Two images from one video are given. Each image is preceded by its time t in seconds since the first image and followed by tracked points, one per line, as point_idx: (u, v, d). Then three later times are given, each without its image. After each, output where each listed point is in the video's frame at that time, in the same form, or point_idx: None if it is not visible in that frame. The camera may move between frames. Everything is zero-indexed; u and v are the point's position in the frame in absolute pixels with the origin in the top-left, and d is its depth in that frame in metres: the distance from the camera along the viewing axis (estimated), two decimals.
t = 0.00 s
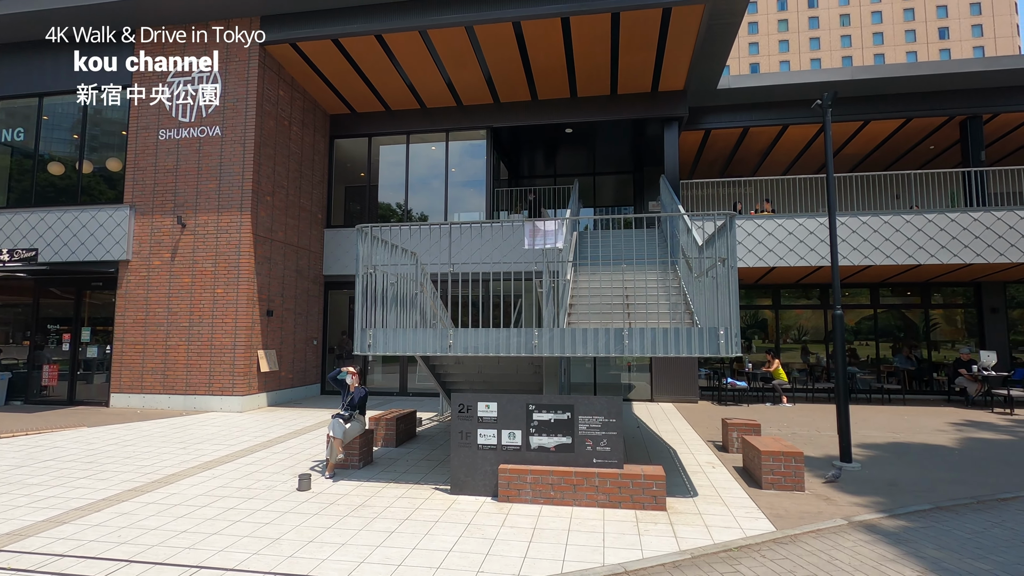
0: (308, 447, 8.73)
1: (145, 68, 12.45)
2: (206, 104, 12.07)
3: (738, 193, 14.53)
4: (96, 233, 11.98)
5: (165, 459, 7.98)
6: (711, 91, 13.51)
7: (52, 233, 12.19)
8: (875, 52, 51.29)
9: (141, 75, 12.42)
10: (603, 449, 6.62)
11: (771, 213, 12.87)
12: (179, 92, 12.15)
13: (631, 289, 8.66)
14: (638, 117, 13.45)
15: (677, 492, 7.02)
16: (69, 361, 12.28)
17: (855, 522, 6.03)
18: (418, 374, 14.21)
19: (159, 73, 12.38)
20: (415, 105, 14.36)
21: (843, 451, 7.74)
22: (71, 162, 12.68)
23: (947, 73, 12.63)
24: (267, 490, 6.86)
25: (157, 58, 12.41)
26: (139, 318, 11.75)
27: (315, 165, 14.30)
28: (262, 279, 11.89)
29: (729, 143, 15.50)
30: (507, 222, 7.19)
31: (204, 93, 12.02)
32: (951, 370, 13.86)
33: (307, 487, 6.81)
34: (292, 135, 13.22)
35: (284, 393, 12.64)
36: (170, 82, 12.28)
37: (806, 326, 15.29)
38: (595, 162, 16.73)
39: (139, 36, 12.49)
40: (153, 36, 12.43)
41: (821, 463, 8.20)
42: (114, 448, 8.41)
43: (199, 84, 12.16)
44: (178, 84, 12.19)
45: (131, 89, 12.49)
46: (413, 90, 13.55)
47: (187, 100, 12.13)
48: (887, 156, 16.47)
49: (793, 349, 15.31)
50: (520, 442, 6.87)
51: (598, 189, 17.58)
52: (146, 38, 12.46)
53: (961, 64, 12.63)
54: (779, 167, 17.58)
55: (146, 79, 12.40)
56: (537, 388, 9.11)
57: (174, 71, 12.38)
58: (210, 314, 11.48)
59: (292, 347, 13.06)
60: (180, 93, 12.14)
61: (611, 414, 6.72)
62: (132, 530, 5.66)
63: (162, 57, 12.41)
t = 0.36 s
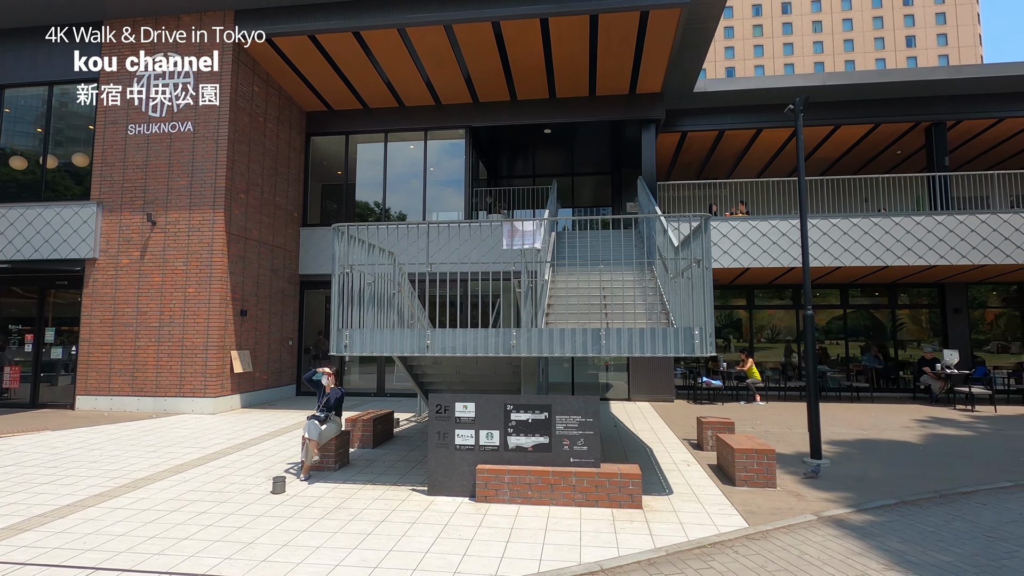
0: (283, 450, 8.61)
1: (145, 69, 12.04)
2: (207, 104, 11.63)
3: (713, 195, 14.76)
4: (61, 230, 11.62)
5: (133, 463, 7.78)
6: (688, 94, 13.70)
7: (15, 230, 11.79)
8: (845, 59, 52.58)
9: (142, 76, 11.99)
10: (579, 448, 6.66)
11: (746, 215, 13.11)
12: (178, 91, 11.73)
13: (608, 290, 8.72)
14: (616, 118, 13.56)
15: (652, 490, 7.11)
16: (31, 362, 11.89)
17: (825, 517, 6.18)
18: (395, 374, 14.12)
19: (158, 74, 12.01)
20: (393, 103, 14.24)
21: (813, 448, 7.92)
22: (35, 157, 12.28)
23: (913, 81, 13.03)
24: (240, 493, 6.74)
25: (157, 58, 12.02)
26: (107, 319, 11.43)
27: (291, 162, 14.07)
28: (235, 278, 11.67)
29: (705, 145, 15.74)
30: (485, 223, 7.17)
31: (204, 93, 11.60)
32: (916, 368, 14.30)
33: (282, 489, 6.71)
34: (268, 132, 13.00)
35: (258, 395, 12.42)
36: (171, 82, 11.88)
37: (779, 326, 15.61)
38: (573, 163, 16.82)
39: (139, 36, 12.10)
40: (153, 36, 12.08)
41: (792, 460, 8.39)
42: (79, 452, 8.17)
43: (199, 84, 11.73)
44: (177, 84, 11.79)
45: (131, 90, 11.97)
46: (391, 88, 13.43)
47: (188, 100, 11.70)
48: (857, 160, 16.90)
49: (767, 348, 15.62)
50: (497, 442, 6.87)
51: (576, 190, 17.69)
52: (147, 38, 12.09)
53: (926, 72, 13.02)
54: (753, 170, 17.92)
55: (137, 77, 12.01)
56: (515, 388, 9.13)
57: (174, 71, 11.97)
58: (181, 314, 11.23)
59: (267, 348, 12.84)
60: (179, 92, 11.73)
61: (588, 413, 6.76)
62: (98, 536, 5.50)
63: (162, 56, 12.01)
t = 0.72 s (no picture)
0: (264, 451, 8.50)
1: (144, 69, 11.78)
2: (208, 103, 11.49)
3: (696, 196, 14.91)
4: (34, 227, 11.35)
5: (110, 466, 7.63)
6: (671, 96, 13.82)
7: None
8: (825, 63, 53.48)
9: (143, 76, 11.75)
10: (562, 448, 6.70)
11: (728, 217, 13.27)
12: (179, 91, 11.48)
13: (591, 290, 8.76)
14: (601, 119, 13.63)
15: (635, 490, 7.17)
16: (2, 362, 11.58)
17: (803, 515, 6.29)
18: (379, 374, 14.04)
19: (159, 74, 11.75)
20: (377, 102, 14.13)
21: (792, 447, 8.05)
22: (6, 152, 11.96)
23: (890, 87, 13.30)
24: (220, 496, 6.64)
25: (158, 58, 11.77)
26: (81, 318, 11.18)
27: (272, 160, 13.90)
28: (215, 277, 11.50)
29: (688, 147, 15.89)
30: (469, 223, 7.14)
31: (204, 93, 11.42)
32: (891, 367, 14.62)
33: (262, 492, 6.62)
34: (249, 129, 12.83)
35: (238, 396, 12.25)
36: (156, 79, 11.69)
37: (759, 326, 15.84)
38: (558, 163, 16.87)
39: (139, 36, 11.81)
40: (153, 36, 11.80)
41: (771, 459, 8.51)
42: (53, 455, 7.98)
43: (197, 84, 11.53)
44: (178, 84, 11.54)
45: (133, 90, 11.70)
46: (375, 86, 13.32)
47: (189, 100, 11.46)
48: (836, 163, 17.21)
49: (747, 348, 15.83)
50: (481, 443, 6.87)
51: (561, 190, 17.76)
52: (146, 38, 11.81)
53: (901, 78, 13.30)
54: (735, 172, 18.14)
55: (114, 72, 11.78)
56: (498, 389, 9.14)
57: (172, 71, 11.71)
58: (159, 313, 11.04)
59: (247, 348, 12.68)
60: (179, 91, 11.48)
61: (571, 414, 6.80)
62: (72, 541, 5.39)
63: (163, 56, 11.77)
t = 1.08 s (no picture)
0: (248, 453, 8.41)
1: (145, 69, 11.56)
2: (208, 103, 11.76)
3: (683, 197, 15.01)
4: (12, 226, 11.13)
5: (89, 469, 7.49)
6: (658, 97, 13.90)
7: None
8: (809, 66, 54.15)
9: (136, 74, 11.55)
10: (549, 448, 6.72)
11: (713, 217, 13.38)
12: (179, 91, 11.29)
13: (578, 290, 8.79)
14: (588, 120, 13.67)
15: (622, 489, 7.20)
16: None
17: (786, 512, 6.37)
18: (365, 374, 13.97)
19: (158, 73, 11.52)
20: (364, 100, 14.01)
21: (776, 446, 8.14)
22: None
23: (872, 90, 13.50)
24: (203, 499, 6.55)
25: (155, 58, 11.55)
26: (60, 318, 10.97)
27: (257, 159, 13.75)
28: (198, 277, 11.35)
29: (674, 148, 15.99)
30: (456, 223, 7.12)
31: (205, 93, 11.61)
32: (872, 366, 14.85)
33: (246, 494, 6.54)
34: (233, 127, 12.69)
35: (221, 397, 12.10)
36: (137, 76, 11.53)
37: (744, 325, 16.00)
38: (545, 163, 16.90)
39: (139, 36, 11.59)
40: (153, 36, 11.58)
41: (756, 457, 8.60)
42: (31, 458, 7.82)
43: (198, 84, 11.58)
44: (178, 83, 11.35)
45: (126, 89, 11.49)
46: (361, 85, 13.21)
47: (189, 100, 11.32)
48: (819, 165, 17.44)
49: (732, 348, 15.99)
50: (468, 443, 6.86)
51: (548, 190, 17.80)
52: (146, 38, 11.61)
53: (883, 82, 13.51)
54: (720, 173, 18.31)
55: (95, 68, 11.60)
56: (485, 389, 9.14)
57: (171, 71, 11.51)
58: (139, 313, 10.87)
59: (231, 349, 12.54)
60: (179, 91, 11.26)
61: (557, 413, 6.81)
62: (50, 546, 5.28)
63: (162, 56, 11.55)
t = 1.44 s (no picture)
0: (232, 454, 8.32)
1: (145, 69, 11.34)
2: (207, 103, 12.13)
3: (669, 198, 15.12)
4: None
5: (68, 471, 7.37)
6: (645, 99, 13.98)
7: None
8: (794, 69, 54.82)
9: (117, 70, 11.39)
10: (536, 448, 6.73)
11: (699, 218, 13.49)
12: (180, 92, 11.34)
13: (565, 290, 8.80)
14: (576, 120, 13.71)
15: (608, 488, 7.24)
16: None
17: (769, 510, 6.44)
18: (351, 375, 13.89)
19: (158, 73, 11.35)
20: (351, 98, 13.90)
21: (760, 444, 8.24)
22: None
23: (855, 94, 13.70)
24: (185, 501, 6.47)
25: (158, 59, 11.35)
26: (38, 319, 10.75)
27: (242, 157, 13.59)
28: (181, 276, 11.21)
29: (661, 149, 16.09)
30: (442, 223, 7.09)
31: (205, 93, 11.98)
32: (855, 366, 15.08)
33: (230, 496, 6.48)
34: (218, 125, 12.56)
35: (205, 398, 11.94)
36: (119, 72, 11.37)
37: (730, 325, 16.16)
38: (533, 164, 16.91)
39: (139, 36, 11.38)
40: (153, 36, 11.37)
41: (740, 456, 8.70)
42: (7, 461, 7.67)
43: (198, 85, 11.95)
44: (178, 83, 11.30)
45: (108, 85, 11.32)
46: (348, 83, 13.10)
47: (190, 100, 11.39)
48: (803, 167, 17.66)
49: (718, 348, 16.13)
50: (454, 443, 6.85)
51: (536, 190, 17.84)
52: (146, 38, 11.39)
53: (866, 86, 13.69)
54: (707, 174, 18.46)
55: (75, 63, 11.39)
56: (472, 389, 9.13)
57: (172, 70, 11.32)
58: (121, 313, 10.70)
59: (215, 349, 12.39)
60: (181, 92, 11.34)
61: (544, 413, 6.83)
62: (27, 550, 5.18)
63: (162, 56, 11.35)
